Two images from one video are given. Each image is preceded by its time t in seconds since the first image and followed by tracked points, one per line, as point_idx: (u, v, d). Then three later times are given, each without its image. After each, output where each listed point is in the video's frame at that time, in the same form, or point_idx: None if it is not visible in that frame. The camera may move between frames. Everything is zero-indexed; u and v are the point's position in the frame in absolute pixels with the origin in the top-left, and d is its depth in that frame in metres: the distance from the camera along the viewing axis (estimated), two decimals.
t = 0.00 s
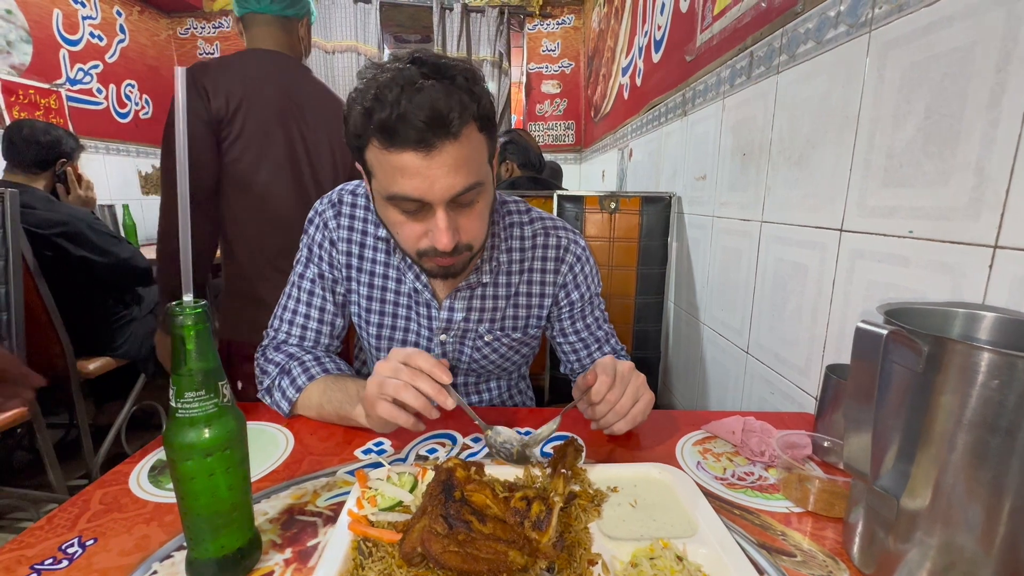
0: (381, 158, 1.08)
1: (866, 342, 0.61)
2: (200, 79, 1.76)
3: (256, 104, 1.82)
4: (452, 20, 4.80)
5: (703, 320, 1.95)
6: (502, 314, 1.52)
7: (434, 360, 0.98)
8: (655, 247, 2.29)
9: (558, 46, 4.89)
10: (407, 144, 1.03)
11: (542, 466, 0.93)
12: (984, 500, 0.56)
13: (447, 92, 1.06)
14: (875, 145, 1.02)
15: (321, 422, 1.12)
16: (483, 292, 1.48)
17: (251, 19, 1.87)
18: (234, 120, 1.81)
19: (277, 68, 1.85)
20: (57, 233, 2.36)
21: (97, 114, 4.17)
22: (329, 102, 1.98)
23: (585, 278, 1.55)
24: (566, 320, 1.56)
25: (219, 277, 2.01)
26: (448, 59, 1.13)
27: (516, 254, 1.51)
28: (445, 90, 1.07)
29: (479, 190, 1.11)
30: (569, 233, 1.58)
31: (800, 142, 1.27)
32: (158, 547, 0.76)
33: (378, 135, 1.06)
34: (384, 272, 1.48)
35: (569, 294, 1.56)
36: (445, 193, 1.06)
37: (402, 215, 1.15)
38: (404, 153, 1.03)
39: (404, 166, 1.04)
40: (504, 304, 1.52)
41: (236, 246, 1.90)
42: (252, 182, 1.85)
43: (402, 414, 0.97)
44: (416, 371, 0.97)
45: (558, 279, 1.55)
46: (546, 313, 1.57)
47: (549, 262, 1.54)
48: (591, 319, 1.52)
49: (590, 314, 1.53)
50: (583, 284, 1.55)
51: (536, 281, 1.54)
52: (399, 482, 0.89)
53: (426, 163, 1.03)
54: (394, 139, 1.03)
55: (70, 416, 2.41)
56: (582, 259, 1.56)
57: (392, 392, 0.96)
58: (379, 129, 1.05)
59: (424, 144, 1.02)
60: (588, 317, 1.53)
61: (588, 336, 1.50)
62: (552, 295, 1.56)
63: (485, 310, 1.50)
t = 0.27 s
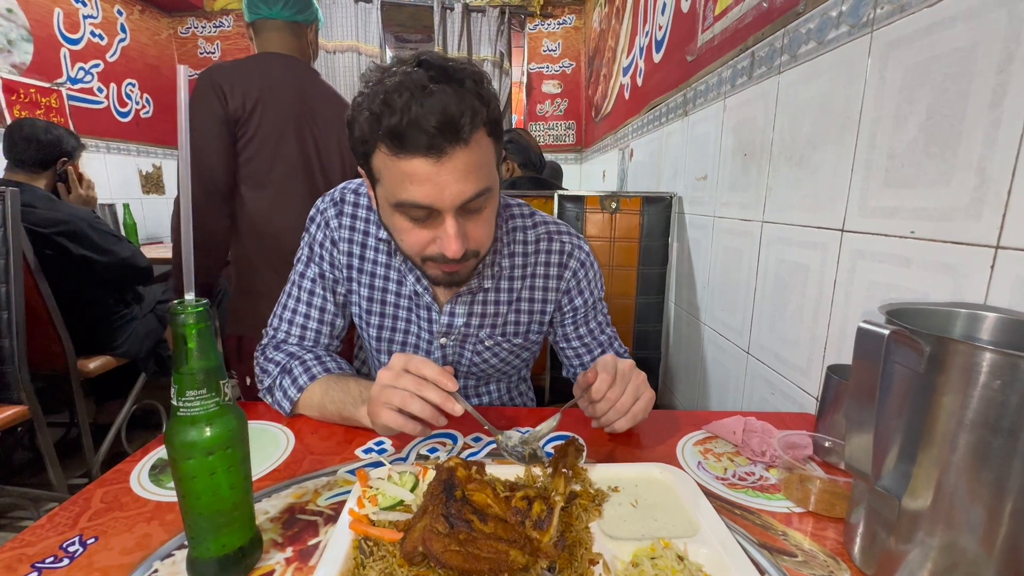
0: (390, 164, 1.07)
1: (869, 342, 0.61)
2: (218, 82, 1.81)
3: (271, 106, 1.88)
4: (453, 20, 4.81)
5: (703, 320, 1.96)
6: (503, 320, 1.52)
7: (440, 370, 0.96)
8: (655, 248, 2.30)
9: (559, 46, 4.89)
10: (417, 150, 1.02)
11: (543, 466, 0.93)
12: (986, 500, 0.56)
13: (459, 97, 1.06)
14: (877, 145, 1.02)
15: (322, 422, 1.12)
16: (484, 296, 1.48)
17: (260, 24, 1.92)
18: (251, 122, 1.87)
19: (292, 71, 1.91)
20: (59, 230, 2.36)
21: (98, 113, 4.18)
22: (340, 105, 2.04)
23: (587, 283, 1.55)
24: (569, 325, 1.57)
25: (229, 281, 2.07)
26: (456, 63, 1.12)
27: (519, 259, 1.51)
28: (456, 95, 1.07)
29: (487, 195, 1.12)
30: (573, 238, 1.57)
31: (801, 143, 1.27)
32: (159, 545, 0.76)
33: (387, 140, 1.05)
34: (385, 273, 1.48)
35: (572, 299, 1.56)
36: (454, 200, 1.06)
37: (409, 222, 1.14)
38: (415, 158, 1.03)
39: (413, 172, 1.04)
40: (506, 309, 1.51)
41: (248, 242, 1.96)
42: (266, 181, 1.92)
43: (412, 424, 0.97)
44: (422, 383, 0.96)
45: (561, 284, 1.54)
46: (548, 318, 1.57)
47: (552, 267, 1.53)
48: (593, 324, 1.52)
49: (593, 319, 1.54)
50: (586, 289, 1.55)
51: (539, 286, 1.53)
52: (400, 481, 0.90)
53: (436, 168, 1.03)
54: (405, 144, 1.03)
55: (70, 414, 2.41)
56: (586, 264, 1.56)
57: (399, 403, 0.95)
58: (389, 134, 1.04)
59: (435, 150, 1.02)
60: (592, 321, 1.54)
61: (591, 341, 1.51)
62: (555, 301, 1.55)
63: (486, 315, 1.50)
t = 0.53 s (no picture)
0: (394, 176, 1.07)
1: (870, 342, 0.61)
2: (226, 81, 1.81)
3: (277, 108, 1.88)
4: (453, 19, 4.80)
5: (704, 320, 1.95)
6: (506, 326, 1.51)
7: (441, 388, 0.96)
8: (655, 248, 2.29)
9: (559, 46, 4.89)
10: (422, 162, 1.02)
11: (543, 466, 0.93)
12: (988, 501, 0.56)
13: (465, 108, 1.06)
14: (878, 145, 1.02)
15: (322, 421, 1.12)
16: (487, 302, 1.48)
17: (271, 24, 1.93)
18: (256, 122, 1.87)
19: (300, 73, 1.92)
20: (59, 229, 2.35)
21: (99, 112, 4.18)
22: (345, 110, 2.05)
23: (591, 289, 1.55)
24: (573, 330, 1.58)
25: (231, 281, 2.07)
26: (461, 72, 1.11)
27: (522, 264, 1.50)
28: (461, 106, 1.06)
29: (492, 207, 1.12)
30: (578, 243, 1.56)
31: (802, 142, 1.27)
32: (158, 545, 0.76)
33: (392, 152, 1.05)
34: (386, 276, 1.47)
35: (576, 305, 1.56)
36: (459, 213, 1.06)
37: (412, 233, 1.14)
38: (419, 171, 1.03)
39: (417, 185, 1.04)
40: (509, 315, 1.51)
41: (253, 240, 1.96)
42: (268, 182, 1.92)
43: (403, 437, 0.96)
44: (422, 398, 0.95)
45: (565, 290, 1.54)
46: (552, 323, 1.57)
47: (557, 272, 1.53)
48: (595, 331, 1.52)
49: (597, 323, 1.56)
50: (591, 295, 1.55)
51: (543, 291, 1.53)
52: (400, 481, 0.89)
53: (441, 181, 1.03)
54: (410, 157, 1.03)
55: (70, 413, 2.41)
56: (591, 270, 1.55)
57: (393, 415, 0.95)
58: (394, 146, 1.04)
59: (440, 164, 1.02)
60: (596, 326, 1.56)
61: (595, 345, 1.52)
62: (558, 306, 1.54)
63: (488, 321, 1.49)
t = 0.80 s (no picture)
0: (396, 163, 1.07)
1: (873, 342, 0.61)
2: (253, 77, 1.81)
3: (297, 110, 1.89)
4: (455, 20, 4.80)
5: (705, 321, 1.95)
6: (508, 323, 1.51)
7: (439, 377, 0.96)
8: (656, 248, 2.29)
9: (560, 47, 4.89)
10: (424, 150, 1.02)
11: (544, 466, 0.92)
12: (991, 502, 0.56)
13: (470, 99, 1.06)
14: (881, 145, 1.01)
15: (322, 421, 1.12)
16: (490, 299, 1.48)
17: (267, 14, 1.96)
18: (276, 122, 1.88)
19: (319, 80, 1.96)
20: (59, 228, 2.35)
21: (100, 112, 4.18)
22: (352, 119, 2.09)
23: (593, 286, 1.55)
24: (575, 327, 1.58)
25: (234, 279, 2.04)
26: (466, 64, 1.12)
27: (525, 261, 1.51)
28: (465, 97, 1.06)
29: (493, 200, 1.11)
30: (579, 241, 1.56)
31: (803, 143, 1.26)
32: (158, 544, 0.75)
33: (396, 141, 1.04)
34: (388, 275, 1.47)
35: (578, 302, 1.56)
36: (460, 202, 1.06)
37: (413, 222, 1.13)
38: (421, 158, 1.03)
39: (419, 172, 1.04)
40: (511, 313, 1.51)
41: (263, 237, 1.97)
42: (280, 182, 1.93)
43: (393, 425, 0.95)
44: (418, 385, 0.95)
45: (567, 287, 1.54)
46: (554, 320, 1.57)
47: (558, 270, 1.53)
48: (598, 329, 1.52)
49: (599, 321, 1.56)
50: (593, 292, 1.55)
51: (545, 289, 1.53)
52: (400, 481, 0.89)
53: (442, 170, 1.03)
54: (413, 145, 1.03)
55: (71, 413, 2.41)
56: (592, 267, 1.55)
57: (388, 401, 0.94)
58: (398, 135, 1.04)
59: (443, 153, 1.02)
60: (598, 323, 1.56)
61: (597, 343, 1.52)
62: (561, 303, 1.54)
63: (491, 318, 1.49)
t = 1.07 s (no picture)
0: (399, 113, 1.16)
1: (874, 344, 0.61)
2: (280, 82, 1.77)
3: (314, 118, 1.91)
4: (457, 21, 4.81)
5: (706, 323, 1.95)
6: (505, 310, 1.52)
7: (416, 353, 0.98)
8: (658, 249, 2.29)
9: (562, 48, 4.89)
10: (425, 98, 1.12)
11: (544, 468, 0.92)
12: (994, 506, 0.55)
13: (472, 58, 1.17)
14: (882, 147, 1.01)
15: (322, 422, 1.12)
16: (486, 284, 1.49)
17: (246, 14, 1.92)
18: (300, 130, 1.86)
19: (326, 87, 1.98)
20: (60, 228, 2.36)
21: (103, 113, 4.19)
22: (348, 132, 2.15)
23: (588, 275, 1.53)
24: (568, 316, 1.55)
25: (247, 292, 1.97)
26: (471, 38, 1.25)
27: (519, 249, 1.52)
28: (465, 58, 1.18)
29: (489, 155, 1.19)
30: (570, 231, 1.58)
31: (805, 145, 1.26)
32: (158, 545, 0.75)
33: (402, 87, 1.14)
34: (388, 266, 1.48)
35: (570, 290, 1.54)
36: (457, 149, 1.14)
37: (413, 175, 1.20)
38: (422, 106, 1.12)
39: (420, 118, 1.12)
40: (507, 298, 1.52)
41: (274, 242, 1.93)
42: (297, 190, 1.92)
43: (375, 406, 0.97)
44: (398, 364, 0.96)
45: (560, 274, 1.53)
46: (548, 310, 1.56)
47: (551, 258, 1.54)
48: (593, 314, 1.51)
49: (592, 310, 1.52)
50: (585, 280, 1.53)
51: (539, 277, 1.53)
52: (401, 483, 0.89)
53: (442, 117, 1.12)
54: (418, 89, 1.12)
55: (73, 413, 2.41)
56: (583, 257, 1.55)
57: (367, 380, 0.96)
58: (404, 80, 1.13)
59: (444, 100, 1.12)
60: (592, 312, 1.53)
61: (591, 332, 1.49)
62: (556, 290, 1.54)
63: (488, 304, 1.50)
